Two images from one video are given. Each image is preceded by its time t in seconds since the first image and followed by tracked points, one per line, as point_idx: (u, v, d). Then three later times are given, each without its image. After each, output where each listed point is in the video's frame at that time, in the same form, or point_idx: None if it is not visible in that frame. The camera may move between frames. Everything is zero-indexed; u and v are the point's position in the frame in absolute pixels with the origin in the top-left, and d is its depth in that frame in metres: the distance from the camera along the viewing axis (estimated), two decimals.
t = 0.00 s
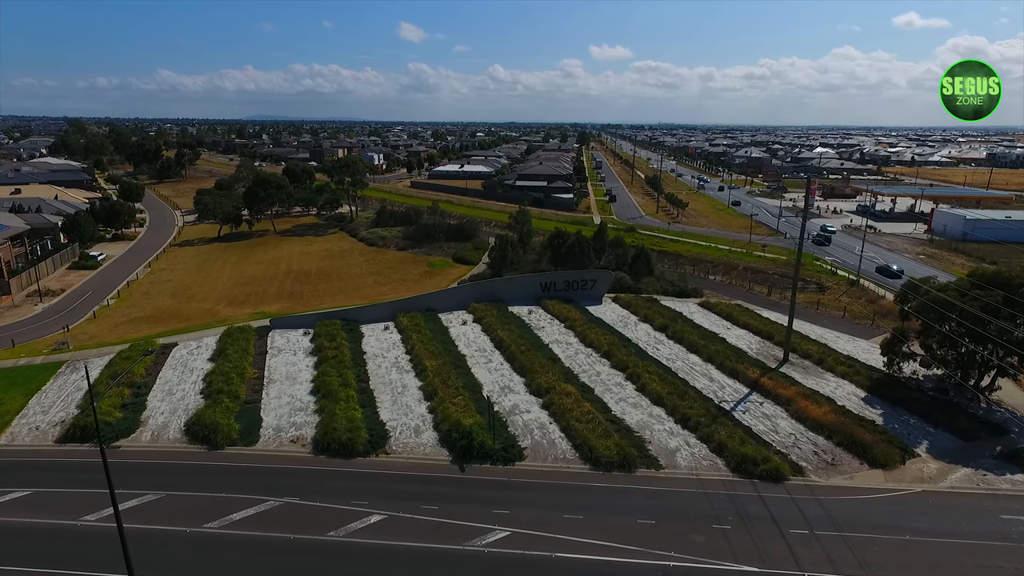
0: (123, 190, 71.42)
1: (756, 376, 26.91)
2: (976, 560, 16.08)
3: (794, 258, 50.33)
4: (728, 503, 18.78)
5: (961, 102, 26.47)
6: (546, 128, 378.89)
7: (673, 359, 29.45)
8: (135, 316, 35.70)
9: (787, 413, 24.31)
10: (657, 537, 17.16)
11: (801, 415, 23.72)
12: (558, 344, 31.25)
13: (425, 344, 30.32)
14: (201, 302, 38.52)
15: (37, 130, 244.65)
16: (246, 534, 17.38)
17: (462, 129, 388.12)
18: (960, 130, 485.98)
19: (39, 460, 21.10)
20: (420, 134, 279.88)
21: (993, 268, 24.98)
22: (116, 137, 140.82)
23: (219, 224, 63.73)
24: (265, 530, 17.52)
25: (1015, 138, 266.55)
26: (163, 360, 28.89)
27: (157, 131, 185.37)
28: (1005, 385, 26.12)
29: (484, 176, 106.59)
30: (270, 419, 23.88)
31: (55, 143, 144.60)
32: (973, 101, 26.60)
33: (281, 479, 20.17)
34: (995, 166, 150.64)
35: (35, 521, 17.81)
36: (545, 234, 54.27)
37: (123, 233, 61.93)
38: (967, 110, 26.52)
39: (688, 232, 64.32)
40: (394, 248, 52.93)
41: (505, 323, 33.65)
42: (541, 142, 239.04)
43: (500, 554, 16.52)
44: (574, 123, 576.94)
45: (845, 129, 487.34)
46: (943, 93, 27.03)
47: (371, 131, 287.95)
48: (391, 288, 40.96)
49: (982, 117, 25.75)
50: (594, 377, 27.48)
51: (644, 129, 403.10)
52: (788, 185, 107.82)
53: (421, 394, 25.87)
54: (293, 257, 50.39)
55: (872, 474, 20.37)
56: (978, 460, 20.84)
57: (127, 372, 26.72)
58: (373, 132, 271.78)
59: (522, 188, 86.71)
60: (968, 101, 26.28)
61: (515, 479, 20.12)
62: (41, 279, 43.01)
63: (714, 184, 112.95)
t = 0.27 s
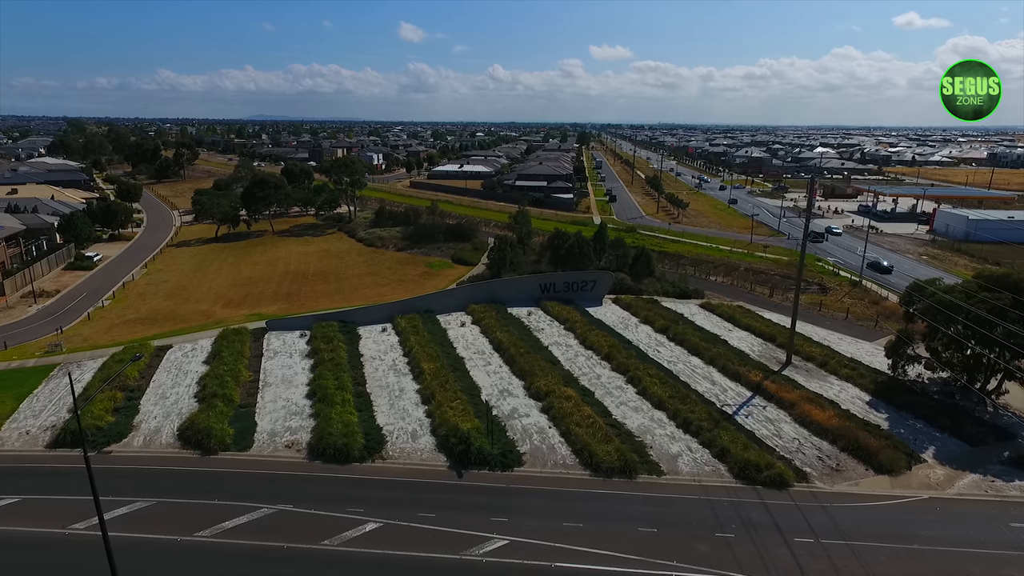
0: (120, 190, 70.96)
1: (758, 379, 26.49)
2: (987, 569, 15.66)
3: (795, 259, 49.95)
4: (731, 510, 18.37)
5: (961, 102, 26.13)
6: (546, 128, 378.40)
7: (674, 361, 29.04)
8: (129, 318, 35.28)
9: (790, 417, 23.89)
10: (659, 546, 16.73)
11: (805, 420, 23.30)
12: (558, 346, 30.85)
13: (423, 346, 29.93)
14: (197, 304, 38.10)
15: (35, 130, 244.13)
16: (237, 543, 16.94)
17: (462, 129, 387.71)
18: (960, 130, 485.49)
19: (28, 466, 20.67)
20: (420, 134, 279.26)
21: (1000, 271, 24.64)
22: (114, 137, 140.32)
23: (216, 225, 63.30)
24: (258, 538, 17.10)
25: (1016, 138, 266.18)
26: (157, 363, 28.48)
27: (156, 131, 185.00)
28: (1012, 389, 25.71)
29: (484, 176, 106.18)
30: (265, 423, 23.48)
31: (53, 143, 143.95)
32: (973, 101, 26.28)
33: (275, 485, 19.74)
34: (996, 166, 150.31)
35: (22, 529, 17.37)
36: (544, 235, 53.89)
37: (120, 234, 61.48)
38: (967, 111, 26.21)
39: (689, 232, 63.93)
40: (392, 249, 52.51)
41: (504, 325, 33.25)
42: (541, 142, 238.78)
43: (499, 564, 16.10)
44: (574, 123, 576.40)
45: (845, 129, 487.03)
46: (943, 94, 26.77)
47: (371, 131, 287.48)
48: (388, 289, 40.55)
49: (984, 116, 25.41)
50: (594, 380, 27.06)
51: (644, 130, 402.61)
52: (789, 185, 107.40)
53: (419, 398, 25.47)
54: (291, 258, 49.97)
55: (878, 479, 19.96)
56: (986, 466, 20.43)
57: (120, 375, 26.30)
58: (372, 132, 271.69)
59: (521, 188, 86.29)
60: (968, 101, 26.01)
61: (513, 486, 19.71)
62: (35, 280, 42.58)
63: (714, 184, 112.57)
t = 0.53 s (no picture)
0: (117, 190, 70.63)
1: (760, 382, 26.17)
2: None
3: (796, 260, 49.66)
4: (733, 517, 18.03)
5: (961, 102, 25.97)
6: (546, 129, 378.00)
7: (675, 364, 28.71)
8: (125, 320, 34.94)
9: (793, 421, 23.57)
10: (661, 554, 16.39)
11: (808, 424, 22.97)
12: (558, 348, 30.52)
13: (421, 349, 29.61)
14: (193, 305, 37.76)
15: (34, 130, 243.71)
16: (230, 550, 16.58)
17: (462, 129, 387.37)
18: (960, 130, 485.18)
19: (18, 471, 20.32)
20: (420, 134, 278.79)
21: (1006, 272, 24.30)
22: (113, 137, 139.95)
23: (214, 225, 62.94)
24: (251, 546, 16.74)
25: (1016, 138, 265.82)
26: (152, 366, 28.14)
27: (155, 132, 184.78)
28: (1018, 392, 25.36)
29: (483, 176, 105.89)
30: (260, 427, 23.15)
31: (51, 143, 143.53)
32: (972, 101, 26.12)
33: (269, 491, 19.39)
34: (997, 166, 150.06)
35: (10, 537, 17.03)
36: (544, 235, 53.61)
37: (117, 234, 61.12)
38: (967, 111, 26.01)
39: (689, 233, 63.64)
40: (391, 249, 52.20)
41: (503, 327, 32.93)
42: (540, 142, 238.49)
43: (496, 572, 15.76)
44: (573, 123, 576.07)
45: (845, 129, 486.85)
46: (942, 93, 26.52)
47: (371, 131, 286.98)
48: (387, 290, 40.23)
49: (984, 115, 25.24)
50: (594, 384, 26.71)
51: (643, 130, 402.22)
52: (789, 185, 107.09)
53: (416, 401, 25.12)
54: (288, 259, 49.64)
55: (882, 485, 19.63)
56: (993, 471, 20.10)
57: (114, 379, 25.95)
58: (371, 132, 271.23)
59: (521, 189, 85.98)
60: (968, 101, 25.76)
61: (512, 491, 19.37)
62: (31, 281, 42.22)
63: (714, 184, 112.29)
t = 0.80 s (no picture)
0: (115, 191, 70.26)
1: (762, 387, 25.79)
2: None
3: (797, 261, 49.31)
4: (736, 526, 17.63)
5: (961, 102, 25.91)
6: (545, 129, 377.62)
7: (675, 367, 28.34)
8: (119, 322, 34.55)
9: (796, 426, 23.19)
10: (661, 564, 15.99)
11: (811, 429, 22.58)
12: (556, 351, 30.13)
13: (418, 352, 29.22)
14: (188, 307, 37.36)
15: (33, 130, 243.32)
16: (220, 560, 16.19)
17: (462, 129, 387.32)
18: (960, 130, 484.76)
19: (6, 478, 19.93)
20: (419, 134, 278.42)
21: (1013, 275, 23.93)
22: (111, 137, 139.63)
23: (211, 226, 62.53)
24: (241, 556, 16.34)
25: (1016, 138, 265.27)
26: (145, 369, 27.74)
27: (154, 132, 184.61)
28: None
29: (482, 177, 105.56)
30: (254, 433, 22.76)
31: (50, 143, 143.13)
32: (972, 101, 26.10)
33: (262, 498, 19.00)
34: (998, 166, 149.67)
35: None
36: (543, 236, 53.26)
37: (114, 235, 60.75)
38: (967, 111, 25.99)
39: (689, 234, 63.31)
40: (389, 250, 51.83)
41: (501, 329, 32.53)
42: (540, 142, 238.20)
43: None
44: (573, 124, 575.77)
45: (845, 129, 486.52)
46: (942, 93, 26.46)
47: (371, 130, 286.46)
48: (384, 292, 39.84)
49: (985, 115, 25.21)
50: (593, 388, 26.31)
51: (643, 130, 401.76)
52: (790, 185, 106.78)
53: (413, 406, 24.72)
54: (286, 260, 49.26)
55: (888, 492, 19.24)
56: (1000, 478, 19.71)
57: (106, 383, 25.56)
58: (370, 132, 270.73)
59: (520, 189, 85.64)
60: (968, 101, 25.76)
61: (510, 499, 18.97)
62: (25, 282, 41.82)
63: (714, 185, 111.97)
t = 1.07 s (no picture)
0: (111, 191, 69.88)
1: (764, 391, 25.42)
2: None
3: (798, 262, 48.96)
4: (738, 535, 17.24)
5: (961, 102, 25.68)
6: (544, 129, 377.13)
7: (676, 371, 27.96)
8: (113, 324, 34.17)
9: (798, 431, 22.82)
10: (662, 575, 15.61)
11: (814, 435, 22.21)
12: (555, 354, 29.76)
13: (415, 355, 28.84)
14: (183, 309, 36.97)
15: (31, 129, 242.70)
16: (210, 571, 15.81)
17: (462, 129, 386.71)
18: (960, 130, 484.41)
19: None
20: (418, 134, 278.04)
21: (1018, 276, 23.58)
22: (109, 137, 139.24)
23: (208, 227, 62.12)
24: (232, 567, 15.96)
25: (1017, 138, 264.79)
26: (138, 373, 27.36)
27: (152, 132, 184.31)
28: None
29: (481, 177, 105.19)
30: (247, 438, 22.38)
31: (47, 143, 142.69)
32: (972, 101, 25.86)
33: (254, 506, 18.60)
34: (998, 166, 149.29)
35: None
36: (542, 237, 52.88)
37: (110, 236, 60.31)
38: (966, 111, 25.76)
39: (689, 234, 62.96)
40: (387, 251, 51.46)
41: (500, 332, 32.16)
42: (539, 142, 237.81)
43: None
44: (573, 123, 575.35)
45: (845, 129, 485.91)
46: (942, 92, 26.28)
47: (370, 130, 286.03)
48: (381, 294, 39.46)
49: (984, 114, 24.99)
50: (592, 392, 25.93)
51: (642, 130, 401.23)
52: (790, 185, 106.41)
53: (409, 410, 24.34)
54: (283, 261, 48.87)
55: (892, 499, 18.86)
56: (1007, 484, 19.36)
57: (97, 387, 25.16)
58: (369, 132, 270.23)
59: (520, 189, 85.27)
60: (969, 101, 25.59)
61: (507, 507, 18.59)
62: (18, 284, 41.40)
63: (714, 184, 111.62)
